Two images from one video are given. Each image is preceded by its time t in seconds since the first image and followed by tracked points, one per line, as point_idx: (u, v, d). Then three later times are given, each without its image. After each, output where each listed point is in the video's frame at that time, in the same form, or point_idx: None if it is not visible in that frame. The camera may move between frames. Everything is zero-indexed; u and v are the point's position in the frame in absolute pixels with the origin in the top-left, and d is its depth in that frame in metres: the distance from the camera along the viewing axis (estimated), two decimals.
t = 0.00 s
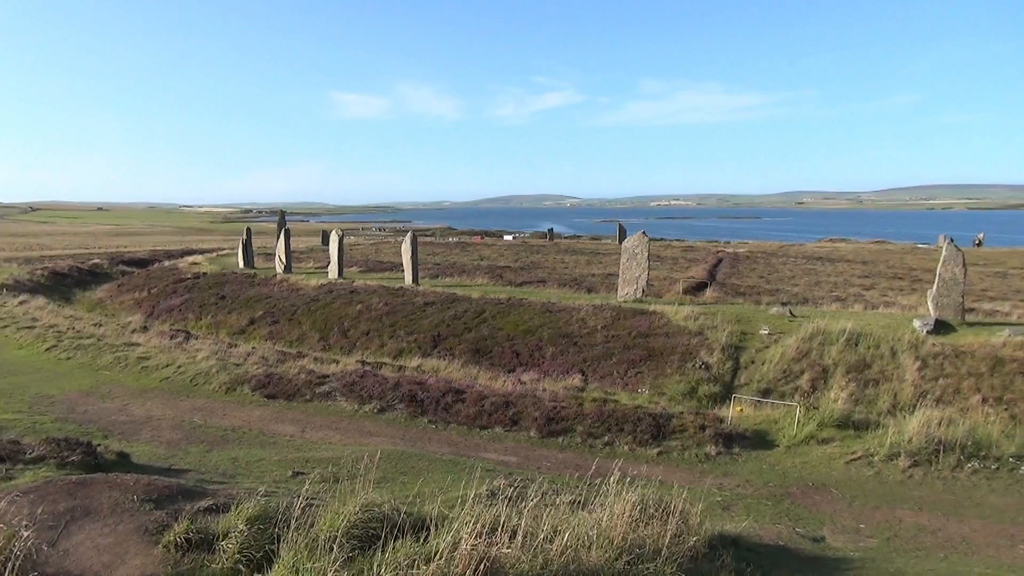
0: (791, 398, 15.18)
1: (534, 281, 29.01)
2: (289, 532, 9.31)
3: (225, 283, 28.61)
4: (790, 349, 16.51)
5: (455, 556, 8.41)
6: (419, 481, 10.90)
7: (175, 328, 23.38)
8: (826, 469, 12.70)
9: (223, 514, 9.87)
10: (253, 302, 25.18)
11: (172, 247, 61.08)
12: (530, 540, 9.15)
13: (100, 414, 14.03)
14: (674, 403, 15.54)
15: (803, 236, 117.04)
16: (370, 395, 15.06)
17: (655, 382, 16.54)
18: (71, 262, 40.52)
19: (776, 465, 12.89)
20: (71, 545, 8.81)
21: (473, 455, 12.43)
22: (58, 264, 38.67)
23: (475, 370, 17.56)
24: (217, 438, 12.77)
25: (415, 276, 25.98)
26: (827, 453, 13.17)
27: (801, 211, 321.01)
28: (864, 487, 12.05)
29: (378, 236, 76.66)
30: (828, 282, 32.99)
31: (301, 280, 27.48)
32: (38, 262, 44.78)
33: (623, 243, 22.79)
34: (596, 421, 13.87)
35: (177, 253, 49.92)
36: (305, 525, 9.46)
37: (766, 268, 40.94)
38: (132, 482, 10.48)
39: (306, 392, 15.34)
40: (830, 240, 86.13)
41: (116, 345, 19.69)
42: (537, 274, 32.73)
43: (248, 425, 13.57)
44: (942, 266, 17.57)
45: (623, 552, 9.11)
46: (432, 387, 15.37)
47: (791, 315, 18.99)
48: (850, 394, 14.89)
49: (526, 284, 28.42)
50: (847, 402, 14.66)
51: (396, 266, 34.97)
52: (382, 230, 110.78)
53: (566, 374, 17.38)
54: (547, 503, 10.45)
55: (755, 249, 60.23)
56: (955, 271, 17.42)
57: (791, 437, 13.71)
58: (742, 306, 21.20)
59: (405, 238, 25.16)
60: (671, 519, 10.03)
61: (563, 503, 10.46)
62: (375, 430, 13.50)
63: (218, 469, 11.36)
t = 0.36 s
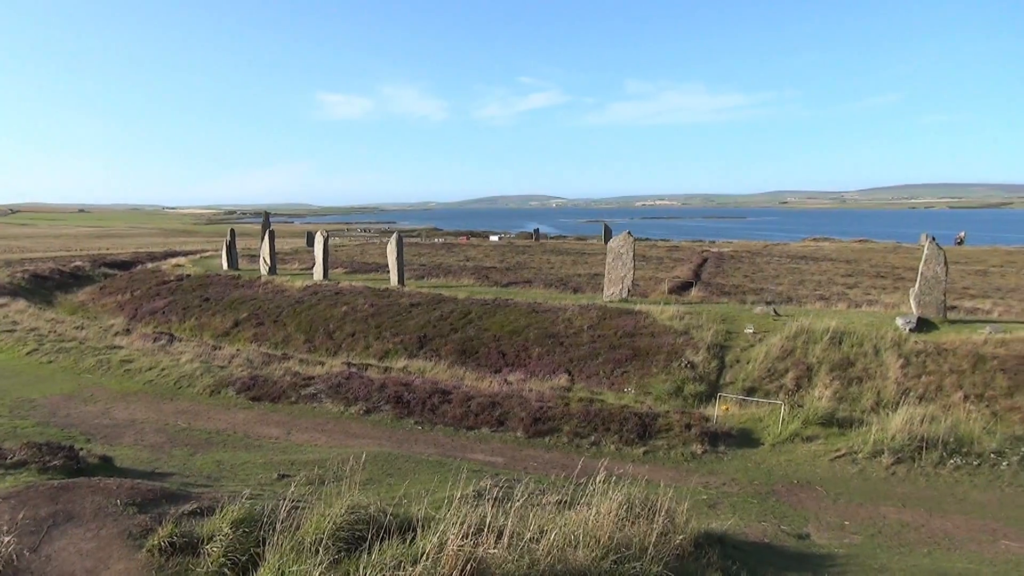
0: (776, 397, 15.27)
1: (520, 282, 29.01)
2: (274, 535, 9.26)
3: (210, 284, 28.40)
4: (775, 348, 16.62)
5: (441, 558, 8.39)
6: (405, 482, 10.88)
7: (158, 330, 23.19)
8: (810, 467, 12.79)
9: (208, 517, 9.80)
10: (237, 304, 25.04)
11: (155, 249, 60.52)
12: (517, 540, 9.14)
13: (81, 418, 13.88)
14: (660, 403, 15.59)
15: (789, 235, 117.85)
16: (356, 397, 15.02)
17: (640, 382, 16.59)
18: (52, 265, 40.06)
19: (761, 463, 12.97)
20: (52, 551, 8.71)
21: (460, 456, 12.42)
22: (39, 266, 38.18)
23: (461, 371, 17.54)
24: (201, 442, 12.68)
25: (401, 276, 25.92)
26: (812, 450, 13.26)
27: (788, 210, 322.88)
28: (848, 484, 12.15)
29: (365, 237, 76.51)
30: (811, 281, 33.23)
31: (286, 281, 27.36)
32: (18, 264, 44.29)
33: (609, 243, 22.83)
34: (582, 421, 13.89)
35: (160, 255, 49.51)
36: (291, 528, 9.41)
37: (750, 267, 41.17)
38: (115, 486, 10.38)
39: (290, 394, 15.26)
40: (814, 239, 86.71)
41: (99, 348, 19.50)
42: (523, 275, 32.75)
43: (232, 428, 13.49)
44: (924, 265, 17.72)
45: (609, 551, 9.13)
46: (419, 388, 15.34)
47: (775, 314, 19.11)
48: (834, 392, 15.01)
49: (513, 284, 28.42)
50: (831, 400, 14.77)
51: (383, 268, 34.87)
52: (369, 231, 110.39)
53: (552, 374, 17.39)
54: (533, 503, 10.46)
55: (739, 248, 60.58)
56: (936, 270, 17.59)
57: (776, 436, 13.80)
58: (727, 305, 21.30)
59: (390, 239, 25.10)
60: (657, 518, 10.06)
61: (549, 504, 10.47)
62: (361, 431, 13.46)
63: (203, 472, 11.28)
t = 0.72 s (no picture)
0: (757, 397, 15.37)
1: (502, 282, 29.01)
2: (255, 538, 9.18)
3: (190, 286, 28.15)
4: (756, 348, 16.74)
5: (423, 559, 8.35)
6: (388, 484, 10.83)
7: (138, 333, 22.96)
8: (791, 465, 12.89)
9: (188, 521, 9.71)
10: (217, 305, 24.86)
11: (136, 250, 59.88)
12: (499, 541, 9.13)
13: (58, 422, 13.72)
14: (642, 403, 15.64)
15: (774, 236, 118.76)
16: (338, 399, 14.95)
17: (623, 382, 16.65)
18: (30, 266, 39.53)
19: (743, 462, 13.05)
20: (29, 557, 8.59)
21: (443, 458, 12.40)
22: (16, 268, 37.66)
23: (444, 373, 17.50)
24: (181, 445, 12.58)
25: (383, 277, 25.84)
26: (793, 449, 13.36)
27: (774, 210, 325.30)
28: (828, 483, 12.25)
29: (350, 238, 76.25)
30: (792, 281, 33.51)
31: (268, 283, 27.18)
32: None
33: (591, 243, 22.89)
34: (565, 421, 13.92)
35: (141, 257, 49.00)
36: (273, 531, 9.34)
37: (731, 267, 41.46)
38: (93, 490, 10.27)
39: (272, 397, 15.16)
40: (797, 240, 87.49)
41: (78, 351, 19.26)
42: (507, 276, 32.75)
43: (213, 431, 13.39)
44: (902, 265, 17.92)
45: (592, 551, 9.14)
46: (401, 390, 15.31)
47: (756, 314, 19.26)
48: (814, 392, 15.14)
49: (497, 285, 28.40)
50: (812, 399, 14.90)
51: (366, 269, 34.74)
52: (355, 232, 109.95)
53: (535, 375, 17.41)
54: (516, 504, 10.45)
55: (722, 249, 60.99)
56: (915, 270, 17.80)
57: (757, 435, 13.89)
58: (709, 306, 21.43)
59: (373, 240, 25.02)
60: (639, 518, 10.10)
61: (532, 504, 10.46)
62: (343, 433, 13.41)
63: (183, 475, 11.18)
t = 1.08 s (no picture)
0: (737, 398, 15.48)
1: (484, 284, 29.03)
2: (234, 542, 9.08)
3: (168, 288, 27.84)
4: (736, 348, 16.89)
5: (403, 562, 8.31)
6: (368, 487, 10.78)
7: (115, 335, 22.67)
8: (770, 464, 13.02)
9: (165, 525, 9.58)
10: (196, 307, 24.64)
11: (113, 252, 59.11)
12: (481, 542, 9.09)
13: (31, 426, 13.51)
14: (623, 403, 15.71)
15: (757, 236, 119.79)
16: (318, 401, 14.88)
17: (604, 383, 16.72)
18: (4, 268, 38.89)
19: (723, 462, 13.15)
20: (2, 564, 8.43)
21: (424, 460, 12.38)
22: None
23: (425, 375, 17.46)
24: (158, 448, 12.45)
25: (364, 279, 25.75)
26: (772, 450, 13.47)
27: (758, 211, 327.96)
28: (808, 482, 12.36)
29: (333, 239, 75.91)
30: (770, 283, 33.85)
31: (247, 285, 26.99)
32: None
33: (573, 244, 22.95)
34: (546, 423, 13.95)
35: (118, 259, 48.39)
36: (252, 535, 9.24)
37: (712, 268, 41.72)
38: (68, 495, 10.11)
39: (251, 399, 15.05)
40: (779, 241, 88.33)
41: (54, 354, 18.99)
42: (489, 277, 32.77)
43: (191, 435, 13.25)
44: (879, 266, 18.15)
45: (574, 552, 9.14)
46: (382, 392, 15.26)
47: (736, 316, 19.41)
48: (793, 392, 15.29)
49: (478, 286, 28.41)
50: (791, 400, 15.04)
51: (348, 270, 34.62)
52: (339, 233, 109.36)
53: (517, 376, 17.41)
54: (497, 506, 10.42)
55: (702, 250, 61.46)
56: (891, 271, 18.04)
57: (736, 435, 14.00)
58: (689, 307, 21.58)
59: (354, 241, 24.93)
60: (619, 519, 10.13)
61: (513, 505, 10.46)
62: (322, 436, 13.34)
63: (161, 479, 11.05)
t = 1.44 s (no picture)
0: (719, 397, 15.57)
1: (466, 286, 29.02)
2: (215, 547, 8.97)
3: (148, 292, 27.55)
4: (717, 348, 17.00)
5: (386, 565, 8.25)
6: (350, 490, 10.72)
7: (92, 340, 22.38)
8: (752, 463, 13.12)
9: (145, 531, 9.45)
10: (175, 311, 24.41)
11: (90, 256, 58.37)
12: (465, 544, 9.06)
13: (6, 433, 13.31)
14: (606, 404, 15.75)
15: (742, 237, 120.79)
16: (300, 405, 14.79)
17: (587, 384, 16.76)
18: None
19: (705, 461, 13.22)
20: None
21: (407, 462, 12.34)
22: None
23: (408, 377, 17.42)
24: (137, 454, 12.32)
25: (345, 281, 25.66)
26: (754, 449, 13.55)
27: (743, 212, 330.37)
28: (789, 481, 12.44)
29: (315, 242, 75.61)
30: (751, 283, 34.17)
31: (227, 288, 26.79)
32: None
33: (556, 246, 22.99)
34: (529, 424, 13.94)
35: (95, 262, 47.80)
36: (233, 540, 9.15)
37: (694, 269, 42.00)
38: (44, 502, 9.95)
39: (232, 403, 14.93)
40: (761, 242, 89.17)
41: (31, 360, 18.71)
42: (472, 280, 32.79)
43: (171, 440, 13.12)
44: (859, 266, 18.36)
45: (557, 552, 9.14)
46: (365, 395, 15.20)
47: (718, 316, 19.54)
48: (774, 392, 15.40)
49: (461, 288, 28.41)
50: (772, 399, 15.15)
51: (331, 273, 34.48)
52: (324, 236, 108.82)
53: (500, 378, 17.41)
54: (480, 507, 10.40)
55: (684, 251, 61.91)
56: (870, 271, 18.26)
57: (718, 434, 14.07)
58: (671, 307, 21.69)
59: (336, 244, 24.82)
60: (602, 519, 10.15)
61: (497, 507, 10.42)
62: (304, 439, 13.27)
63: (140, 485, 10.92)
